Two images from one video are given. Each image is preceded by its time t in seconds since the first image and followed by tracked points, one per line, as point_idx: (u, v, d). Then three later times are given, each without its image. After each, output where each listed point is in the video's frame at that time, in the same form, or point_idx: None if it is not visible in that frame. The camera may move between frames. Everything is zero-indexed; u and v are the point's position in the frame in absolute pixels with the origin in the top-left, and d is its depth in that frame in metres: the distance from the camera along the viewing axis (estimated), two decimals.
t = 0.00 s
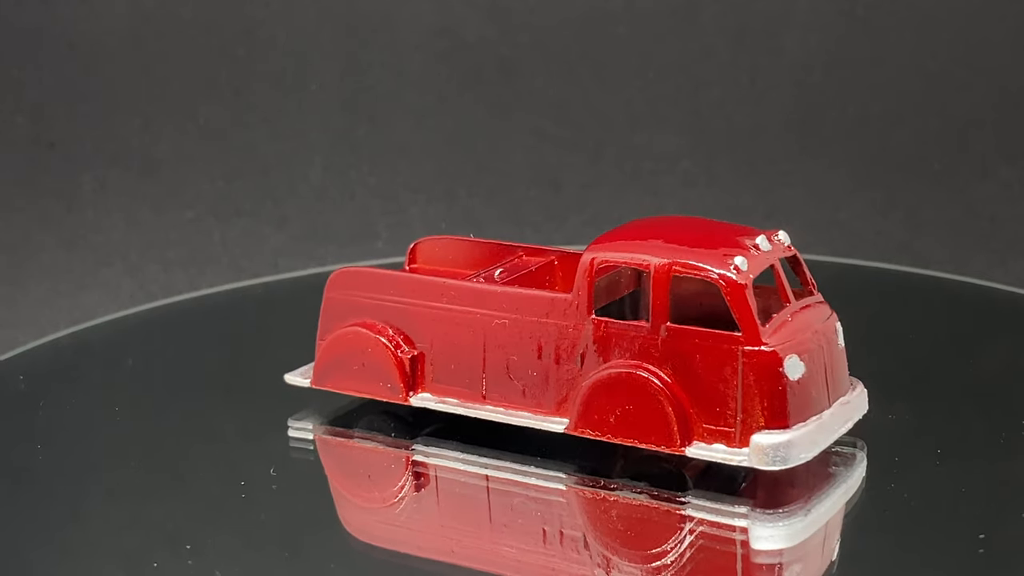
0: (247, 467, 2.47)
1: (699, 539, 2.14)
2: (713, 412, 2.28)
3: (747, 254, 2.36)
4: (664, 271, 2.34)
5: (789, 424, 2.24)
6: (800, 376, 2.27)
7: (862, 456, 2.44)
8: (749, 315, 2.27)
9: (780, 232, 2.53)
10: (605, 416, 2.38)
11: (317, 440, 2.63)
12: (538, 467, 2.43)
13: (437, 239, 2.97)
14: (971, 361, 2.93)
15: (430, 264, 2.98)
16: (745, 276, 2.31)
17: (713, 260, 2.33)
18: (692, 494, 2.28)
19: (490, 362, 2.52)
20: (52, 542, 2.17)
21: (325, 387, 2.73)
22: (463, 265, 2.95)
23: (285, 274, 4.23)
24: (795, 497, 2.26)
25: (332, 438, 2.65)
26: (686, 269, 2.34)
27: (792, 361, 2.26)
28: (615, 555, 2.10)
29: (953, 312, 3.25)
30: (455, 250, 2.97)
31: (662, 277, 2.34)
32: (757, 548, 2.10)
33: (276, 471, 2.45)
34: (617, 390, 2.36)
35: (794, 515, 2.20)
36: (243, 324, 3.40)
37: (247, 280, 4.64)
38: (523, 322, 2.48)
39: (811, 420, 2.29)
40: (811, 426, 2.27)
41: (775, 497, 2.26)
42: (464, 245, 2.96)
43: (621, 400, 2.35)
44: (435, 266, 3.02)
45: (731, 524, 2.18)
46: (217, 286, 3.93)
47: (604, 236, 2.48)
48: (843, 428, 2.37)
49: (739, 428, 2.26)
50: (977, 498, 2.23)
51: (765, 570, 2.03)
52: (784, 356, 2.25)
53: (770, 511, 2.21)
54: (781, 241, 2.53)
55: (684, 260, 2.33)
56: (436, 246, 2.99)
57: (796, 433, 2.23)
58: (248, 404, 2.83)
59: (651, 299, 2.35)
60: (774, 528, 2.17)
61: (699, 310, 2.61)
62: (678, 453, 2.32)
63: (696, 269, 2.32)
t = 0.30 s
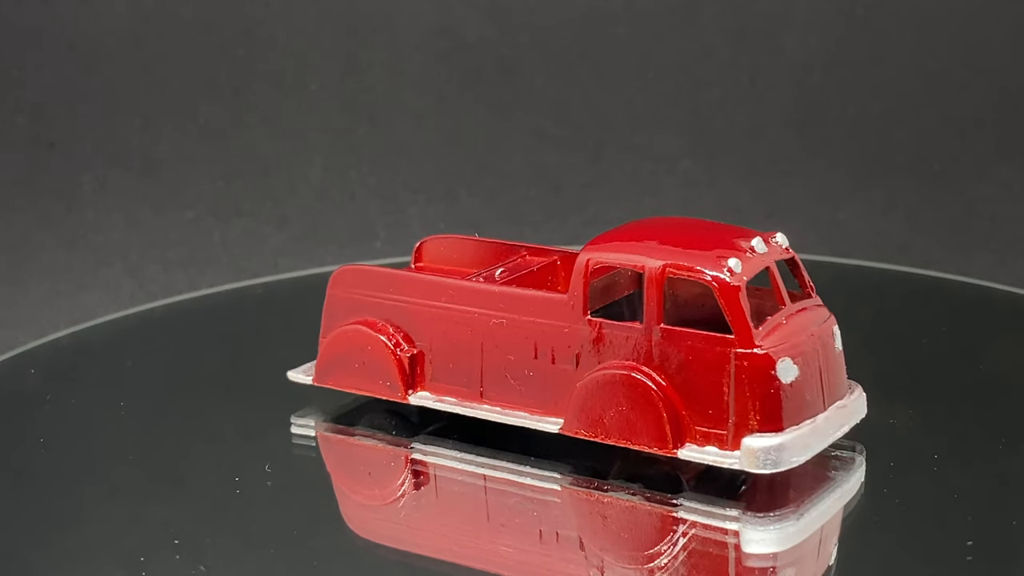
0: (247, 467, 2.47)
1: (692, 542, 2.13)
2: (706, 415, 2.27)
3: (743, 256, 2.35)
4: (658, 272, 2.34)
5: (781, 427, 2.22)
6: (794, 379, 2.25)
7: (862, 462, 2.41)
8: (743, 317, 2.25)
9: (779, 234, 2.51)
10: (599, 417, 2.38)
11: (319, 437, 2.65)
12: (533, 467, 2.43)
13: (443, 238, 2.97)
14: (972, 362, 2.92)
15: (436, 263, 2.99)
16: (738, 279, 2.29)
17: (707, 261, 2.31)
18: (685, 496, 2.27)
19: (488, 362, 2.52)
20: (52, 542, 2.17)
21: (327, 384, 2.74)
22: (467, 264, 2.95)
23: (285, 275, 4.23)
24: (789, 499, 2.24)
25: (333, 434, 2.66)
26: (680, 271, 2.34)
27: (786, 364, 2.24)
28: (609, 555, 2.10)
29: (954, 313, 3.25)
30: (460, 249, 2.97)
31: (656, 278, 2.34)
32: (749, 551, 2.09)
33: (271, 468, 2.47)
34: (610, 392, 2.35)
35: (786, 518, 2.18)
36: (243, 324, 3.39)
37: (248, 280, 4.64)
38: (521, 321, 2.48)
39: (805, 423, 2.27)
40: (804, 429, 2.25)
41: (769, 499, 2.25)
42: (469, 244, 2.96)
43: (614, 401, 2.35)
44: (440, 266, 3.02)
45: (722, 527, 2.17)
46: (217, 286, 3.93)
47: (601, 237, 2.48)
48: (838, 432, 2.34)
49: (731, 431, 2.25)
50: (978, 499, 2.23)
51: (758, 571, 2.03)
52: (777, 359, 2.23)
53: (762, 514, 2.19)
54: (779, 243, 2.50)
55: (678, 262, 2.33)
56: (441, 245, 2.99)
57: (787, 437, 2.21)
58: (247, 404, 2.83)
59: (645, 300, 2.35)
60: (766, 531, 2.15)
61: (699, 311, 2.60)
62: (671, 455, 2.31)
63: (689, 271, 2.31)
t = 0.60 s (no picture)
0: (248, 468, 2.47)
1: (684, 545, 2.13)
2: (698, 418, 2.27)
3: (737, 258, 2.33)
4: (651, 274, 2.33)
5: (771, 430, 2.21)
6: (787, 383, 2.24)
7: (858, 469, 2.39)
8: (735, 319, 2.24)
9: (776, 236, 2.50)
10: (592, 418, 2.37)
11: (320, 433, 2.67)
12: (529, 467, 2.43)
13: (449, 237, 2.98)
14: (972, 362, 2.93)
15: (441, 262, 3.00)
16: (732, 281, 2.28)
17: (700, 263, 2.30)
18: (677, 498, 2.26)
19: (486, 361, 2.53)
20: (53, 542, 2.17)
21: (329, 382, 2.77)
22: (472, 263, 2.95)
23: (284, 275, 4.23)
24: (781, 502, 2.24)
25: (334, 432, 2.68)
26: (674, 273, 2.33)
27: (778, 367, 2.23)
28: (603, 556, 2.10)
29: (954, 313, 3.25)
30: (465, 248, 2.98)
31: (649, 281, 2.33)
32: (739, 556, 2.08)
33: (267, 465, 2.48)
34: (603, 393, 2.35)
35: (777, 522, 2.17)
36: (242, 324, 3.39)
37: (248, 280, 4.63)
38: (517, 322, 2.48)
39: (797, 427, 2.25)
40: (796, 433, 2.23)
41: (762, 502, 2.24)
42: (474, 243, 2.96)
43: (607, 403, 2.34)
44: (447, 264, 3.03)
45: (713, 529, 2.17)
46: (216, 286, 3.92)
47: (597, 238, 2.47)
48: (833, 437, 2.31)
49: (723, 434, 2.24)
50: (979, 498, 2.23)
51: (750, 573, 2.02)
52: (769, 363, 2.22)
53: (753, 517, 2.18)
54: (777, 245, 2.48)
55: (671, 264, 2.32)
56: (447, 244, 3.00)
57: (778, 441, 2.20)
58: (247, 404, 2.83)
59: (639, 302, 2.34)
60: (756, 535, 2.14)
61: (699, 313, 2.60)
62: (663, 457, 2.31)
63: (682, 273, 2.31)
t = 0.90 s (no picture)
0: (248, 467, 2.46)
1: (674, 546, 2.12)
2: (689, 420, 2.26)
3: (731, 260, 2.32)
4: (643, 276, 2.32)
5: (761, 433, 2.20)
6: (778, 387, 2.22)
7: (857, 474, 2.36)
8: (727, 321, 2.22)
9: (774, 239, 2.49)
10: (585, 418, 2.37)
11: (322, 429, 2.70)
12: (524, 467, 2.43)
13: (455, 237, 2.99)
14: (972, 362, 2.92)
15: (446, 262, 3.01)
16: (724, 283, 2.26)
17: (692, 265, 2.29)
18: (668, 501, 2.26)
19: (482, 361, 2.53)
20: (52, 542, 2.17)
21: (331, 380, 2.79)
22: (476, 262, 2.96)
23: (283, 275, 4.22)
24: (771, 505, 2.22)
25: (336, 429, 2.71)
26: (666, 275, 2.32)
27: (769, 370, 2.21)
28: (597, 556, 2.10)
29: (953, 313, 3.24)
30: (470, 247, 2.98)
31: (641, 282, 2.32)
32: (729, 558, 2.07)
33: (262, 461, 2.50)
34: (595, 394, 2.34)
35: (766, 526, 2.15)
36: (242, 325, 3.39)
37: (247, 280, 4.63)
38: (514, 321, 2.47)
39: (788, 431, 2.23)
40: (787, 436, 2.22)
41: (753, 506, 2.22)
42: (479, 243, 2.96)
43: (599, 404, 2.34)
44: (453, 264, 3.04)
45: (702, 532, 2.16)
46: (216, 287, 3.92)
47: (592, 240, 2.47)
48: (826, 441, 2.30)
49: (713, 437, 2.23)
50: (979, 500, 2.23)
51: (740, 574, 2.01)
52: (760, 366, 2.20)
53: (743, 521, 2.17)
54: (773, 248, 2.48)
55: (663, 265, 2.31)
56: (453, 243, 3.01)
57: (767, 444, 2.18)
58: (247, 404, 2.82)
59: (631, 304, 2.33)
60: (746, 538, 2.12)
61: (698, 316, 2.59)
62: (654, 459, 2.30)
63: (674, 274, 2.29)
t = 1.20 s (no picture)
0: (247, 467, 2.46)
1: (666, 549, 2.12)
2: (680, 422, 2.25)
3: (724, 262, 2.31)
4: (636, 277, 2.32)
5: (752, 436, 2.20)
6: (770, 389, 2.21)
7: (854, 478, 2.35)
8: (718, 323, 2.22)
9: (771, 241, 2.47)
10: (579, 419, 2.37)
11: (326, 426, 2.72)
12: (519, 467, 2.43)
13: (461, 235, 3.00)
14: (971, 363, 2.92)
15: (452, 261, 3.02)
16: (717, 285, 2.26)
17: (685, 267, 2.29)
18: (660, 502, 2.25)
19: (479, 361, 2.53)
20: (51, 542, 2.17)
21: (332, 377, 2.79)
22: (481, 261, 2.96)
23: (282, 275, 4.22)
24: (761, 508, 2.22)
25: (339, 426, 2.72)
26: (660, 277, 2.31)
27: (761, 373, 2.21)
28: (591, 556, 2.10)
29: (953, 314, 3.24)
30: (476, 246, 2.99)
31: (634, 284, 2.32)
32: (719, 562, 2.07)
33: (258, 457, 2.52)
34: (588, 395, 2.34)
35: (757, 530, 2.14)
36: (242, 325, 3.39)
37: (248, 279, 4.63)
38: (510, 321, 2.48)
39: (781, 434, 2.23)
40: (778, 439, 2.21)
41: (745, 510, 2.21)
42: (485, 242, 2.96)
43: (592, 405, 2.34)
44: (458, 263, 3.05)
45: (693, 535, 2.15)
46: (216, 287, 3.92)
47: (588, 241, 2.47)
48: (820, 444, 2.29)
49: (704, 439, 2.22)
50: (977, 501, 2.23)
51: None
52: (751, 369, 2.20)
53: (733, 524, 2.16)
54: (770, 249, 2.46)
55: (657, 267, 2.31)
56: (459, 242, 3.02)
57: (757, 447, 2.18)
58: (246, 404, 2.82)
59: (625, 305, 2.33)
60: (736, 542, 2.12)
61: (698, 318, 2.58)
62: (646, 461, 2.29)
63: (666, 276, 2.29)
